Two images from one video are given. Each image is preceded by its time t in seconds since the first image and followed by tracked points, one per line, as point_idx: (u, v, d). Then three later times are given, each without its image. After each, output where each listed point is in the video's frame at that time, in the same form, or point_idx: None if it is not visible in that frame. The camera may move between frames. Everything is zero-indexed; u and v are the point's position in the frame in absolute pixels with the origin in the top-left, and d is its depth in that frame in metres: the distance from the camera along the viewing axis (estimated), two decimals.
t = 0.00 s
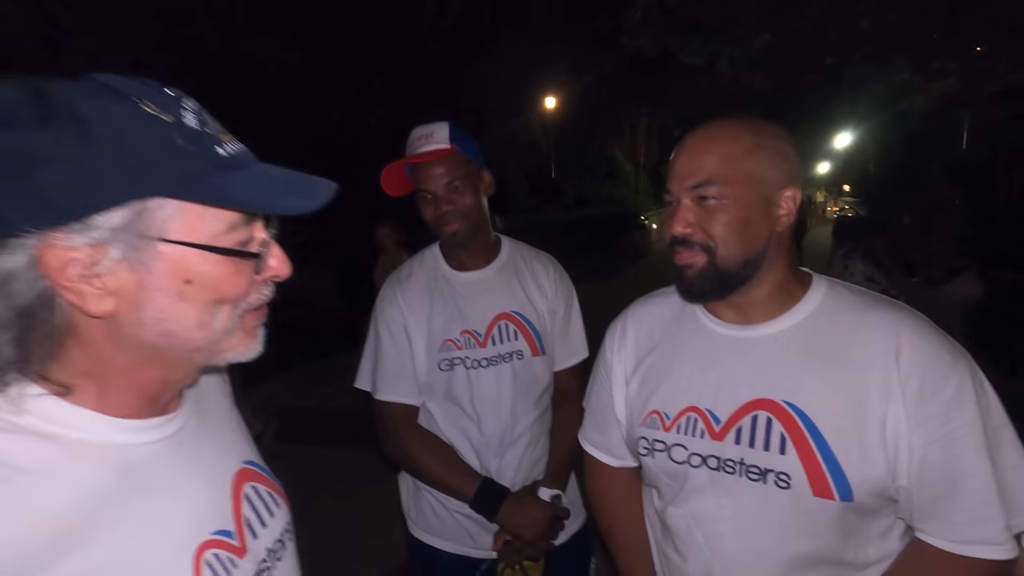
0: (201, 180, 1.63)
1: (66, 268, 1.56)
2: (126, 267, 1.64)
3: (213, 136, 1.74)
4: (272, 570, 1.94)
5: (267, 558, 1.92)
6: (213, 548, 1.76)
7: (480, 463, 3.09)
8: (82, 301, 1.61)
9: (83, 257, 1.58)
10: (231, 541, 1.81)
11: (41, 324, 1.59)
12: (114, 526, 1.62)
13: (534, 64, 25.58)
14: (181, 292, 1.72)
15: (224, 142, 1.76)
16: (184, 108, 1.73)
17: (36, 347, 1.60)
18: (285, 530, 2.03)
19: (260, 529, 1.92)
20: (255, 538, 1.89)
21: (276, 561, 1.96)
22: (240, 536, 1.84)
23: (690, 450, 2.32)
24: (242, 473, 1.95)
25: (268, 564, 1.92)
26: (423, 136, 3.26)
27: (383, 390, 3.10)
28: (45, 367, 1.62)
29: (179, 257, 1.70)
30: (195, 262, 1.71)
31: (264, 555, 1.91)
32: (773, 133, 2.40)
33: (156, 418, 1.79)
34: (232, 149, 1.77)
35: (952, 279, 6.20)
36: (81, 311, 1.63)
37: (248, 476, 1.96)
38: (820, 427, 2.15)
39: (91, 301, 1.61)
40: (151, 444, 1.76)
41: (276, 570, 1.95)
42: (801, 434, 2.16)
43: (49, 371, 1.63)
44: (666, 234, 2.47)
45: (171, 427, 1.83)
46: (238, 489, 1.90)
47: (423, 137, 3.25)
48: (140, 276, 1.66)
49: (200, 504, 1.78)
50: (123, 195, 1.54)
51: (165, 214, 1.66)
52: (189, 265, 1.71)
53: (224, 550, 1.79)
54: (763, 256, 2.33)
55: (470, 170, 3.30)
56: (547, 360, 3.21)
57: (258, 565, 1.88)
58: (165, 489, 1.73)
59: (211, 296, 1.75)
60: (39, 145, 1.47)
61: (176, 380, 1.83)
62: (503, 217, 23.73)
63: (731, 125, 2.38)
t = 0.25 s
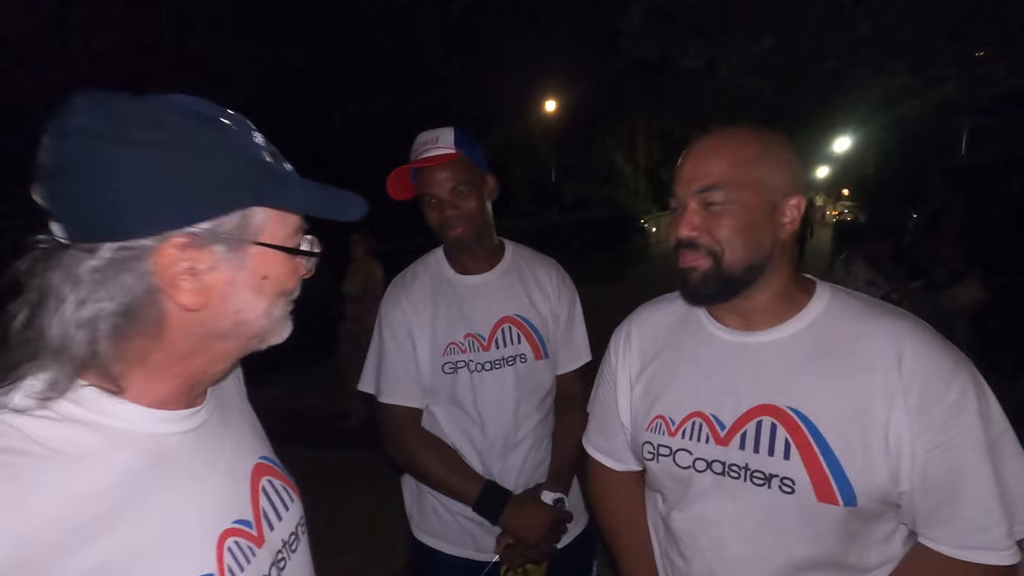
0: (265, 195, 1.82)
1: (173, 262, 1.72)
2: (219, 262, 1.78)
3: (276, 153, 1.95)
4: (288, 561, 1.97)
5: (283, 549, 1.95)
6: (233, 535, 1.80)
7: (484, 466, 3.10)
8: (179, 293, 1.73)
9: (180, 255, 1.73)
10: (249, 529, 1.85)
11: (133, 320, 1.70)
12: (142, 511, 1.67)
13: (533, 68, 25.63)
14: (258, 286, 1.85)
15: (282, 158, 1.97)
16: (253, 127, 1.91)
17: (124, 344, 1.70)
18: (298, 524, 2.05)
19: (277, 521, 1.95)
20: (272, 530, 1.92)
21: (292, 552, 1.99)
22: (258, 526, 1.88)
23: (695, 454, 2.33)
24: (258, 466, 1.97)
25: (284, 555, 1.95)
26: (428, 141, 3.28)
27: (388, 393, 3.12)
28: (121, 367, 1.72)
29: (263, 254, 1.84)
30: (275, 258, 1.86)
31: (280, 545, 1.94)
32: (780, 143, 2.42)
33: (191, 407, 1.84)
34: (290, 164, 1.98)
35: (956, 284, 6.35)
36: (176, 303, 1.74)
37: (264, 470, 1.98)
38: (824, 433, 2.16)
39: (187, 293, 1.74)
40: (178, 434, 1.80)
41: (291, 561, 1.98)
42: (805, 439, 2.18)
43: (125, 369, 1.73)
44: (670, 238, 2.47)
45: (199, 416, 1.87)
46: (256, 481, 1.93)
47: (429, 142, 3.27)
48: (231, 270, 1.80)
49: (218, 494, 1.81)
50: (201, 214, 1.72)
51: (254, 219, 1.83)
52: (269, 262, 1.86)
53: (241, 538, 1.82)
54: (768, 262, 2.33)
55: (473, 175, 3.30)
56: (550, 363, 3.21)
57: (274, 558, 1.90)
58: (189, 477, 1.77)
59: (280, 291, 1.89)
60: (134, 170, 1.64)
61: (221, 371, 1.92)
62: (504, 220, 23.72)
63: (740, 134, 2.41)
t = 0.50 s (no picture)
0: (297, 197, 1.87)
1: (213, 266, 1.77)
2: (253, 263, 1.83)
3: (295, 156, 1.97)
4: (300, 553, 1.98)
5: (296, 541, 1.96)
6: (256, 526, 1.82)
7: (486, 468, 3.10)
8: (219, 295, 1.78)
9: (224, 258, 1.78)
10: (266, 520, 1.86)
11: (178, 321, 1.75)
12: (173, 501, 1.69)
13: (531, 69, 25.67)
14: (287, 283, 1.90)
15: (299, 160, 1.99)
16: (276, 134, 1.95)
17: (168, 344, 1.76)
18: (306, 519, 2.06)
19: (290, 513, 1.97)
20: (286, 522, 1.94)
21: (303, 545, 2.00)
22: (274, 518, 1.89)
23: (698, 450, 2.32)
24: (270, 463, 1.98)
25: (298, 547, 1.98)
26: (431, 142, 3.29)
27: (390, 395, 3.13)
28: (165, 367, 1.78)
29: (292, 252, 1.90)
30: (301, 257, 1.92)
31: (292, 537, 1.96)
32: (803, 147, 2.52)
33: (214, 404, 1.87)
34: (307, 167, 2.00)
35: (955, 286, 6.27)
36: (214, 305, 1.79)
37: (276, 467, 1.99)
38: (827, 428, 2.17)
39: (225, 295, 1.79)
40: (201, 429, 1.82)
41: (303, 554, 1.99)
42: (809, 435, 2.18)
43: (169, 368, 1.79)
44: (704, 233, 2.43)
45: (218, 413, 1.89)
46: (269, 476, 1.94)
47: (431, 143, 3.28)
48: (264, 270, 1.85)
49: (241, 486, 1.83)
50: (243, 216, 1.76)
51: (284, 222, 1.88)
52: (298, 260, 1.92)
53: (262, 528, 1.84)
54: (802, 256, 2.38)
55: (477, 175, 3.33)
56: (552, 365, 3.21)
57: (289, 549, 1.92)
58: (214, 468, 1.80)
59: (304, 286, 1.95)
60: (183, 174, 1.68)
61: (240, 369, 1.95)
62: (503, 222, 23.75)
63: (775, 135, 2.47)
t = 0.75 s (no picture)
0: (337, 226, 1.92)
1: (260, 288, 1.82)
2: (296, 287, 1.88)
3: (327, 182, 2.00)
4: (319, 547, 2.07)
5: (315, 536, 2.06)
6: (283, 526, 1.90)
7: (498, 474, 3.11)
8: (259, 316, 1.84)
9: (266, 281, 1.82)
10: (290, 519, 1.94)
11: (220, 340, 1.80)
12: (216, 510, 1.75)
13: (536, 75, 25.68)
14: (319, 305, 1.96)
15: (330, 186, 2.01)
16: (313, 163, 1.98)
17: (211, 362, 1.81)
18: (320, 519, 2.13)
19: (308, 511, 2.06)
20: (305, 520, 2.02)
21: (320, 542, 2.09)
22: (296, 519, 1.97)
23: (711, 457, 2.33)
24: (286, 467, 2.05)
25: (317, 543, 2.07)
26: (442, 151, 3.33)
27: (402, 402, 3.14)
28: (208, 383, 1.83)
29: (329, 278, 1.96)
30: (335, 282, 1.99)
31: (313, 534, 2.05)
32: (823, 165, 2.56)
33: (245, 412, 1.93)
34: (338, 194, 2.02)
35: (968, 291, 6.51)
36: (254, 325, 1.85)
37: (291, 471, 2.07)
38: (837, 433, 2.22)
39: (264, 317, 1.85)
40: (233, 437, 1.88)
41: (322, 549, 2.08)
42: (821, 441, 2.23)
43: (212, 384, 1.84)
44: (740, 252, 2.39)
45: (244, 422, 1.94)
46: (285, 480, 2.00)
47: (443, 151, 3.31)
48: (303, 294, 1.91)
49: (269, 490, 1.91)
50: (288, 242, 1.81)
51: (323, 250, 1.93)
52: (331, 285, 1.98)
53: (289, 529, 1.92)
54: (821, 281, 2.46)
55: (488, 183, 3.35)
56: (562, 372, 3.22)
57: (310, 545, 2.01)
58: (247, 475, 1.87)
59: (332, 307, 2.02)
60: (234, 206, 1.73)
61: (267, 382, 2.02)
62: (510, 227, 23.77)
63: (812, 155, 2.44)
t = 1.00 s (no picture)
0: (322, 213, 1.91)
1: (242, 278, 1.81)
2: (280, 277, 1.87)
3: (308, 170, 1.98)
4: (314, 536, 2.11)
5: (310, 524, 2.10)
6: (281, 514, 1.93)
7: (495, 470, 3.10)
8: (243, 307, 1.83)
9: (248, 271, 1.81)
10: (287, 507, 1.97)
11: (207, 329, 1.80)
12: (216, 499, 1.77)
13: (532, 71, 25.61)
14: (305, 295, 1.94)
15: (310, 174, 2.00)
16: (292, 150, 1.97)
17: (197, 351, 1.81)
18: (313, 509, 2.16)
19: (302, 500, 2.09)
20: (300, 508, 2.06)
21: (314, 529, 2.13)
22: (291, 507, 2.00)
23: (713, 445, 2.34)
24: (278, 458, 2.07)
25: (312, 532, 2.10)
26: (439, 146, 3.33)
27: (399, 398, 3.13)
28: (195, 374, 1.83)
29: (313, 267, 1.95)
30: (320, 271, 1.97)
31: (308, 521, 2.08)
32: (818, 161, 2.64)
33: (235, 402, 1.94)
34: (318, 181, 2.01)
35: (963, 287, 6.51)
36: (239, 315, 1.84)
37: (282, 461, 2.09)
38: (836, 416, 2.28)
39: (249, 307, 1.83)
40: (227, 428, 1.89)
41: (316, 537, 2.11)
42: (822, 424, 2.28)
43: (200, 375, 1.84)
44: (745, 239, 2.42)
45: (238, 413, 1.95)
46: (280, 469, 2.04)
47: (440, 147, 3.32)
48: (287, 284, 1.89)
49: (265, 478, 1.93)
50: (271, 232, 1.81)
51: (305, 238, 1.92)
52: (317, 274, 1.97)
53: (285, 516, 1.95)
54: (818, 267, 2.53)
55: (486, 179, 3.35)
56: (560, 369, 3.20)
57: (307, 532, 2.05)
58: (246, 464, 1.89)
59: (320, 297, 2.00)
60: (210, 197, 1.72)
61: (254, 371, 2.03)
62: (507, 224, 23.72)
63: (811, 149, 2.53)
